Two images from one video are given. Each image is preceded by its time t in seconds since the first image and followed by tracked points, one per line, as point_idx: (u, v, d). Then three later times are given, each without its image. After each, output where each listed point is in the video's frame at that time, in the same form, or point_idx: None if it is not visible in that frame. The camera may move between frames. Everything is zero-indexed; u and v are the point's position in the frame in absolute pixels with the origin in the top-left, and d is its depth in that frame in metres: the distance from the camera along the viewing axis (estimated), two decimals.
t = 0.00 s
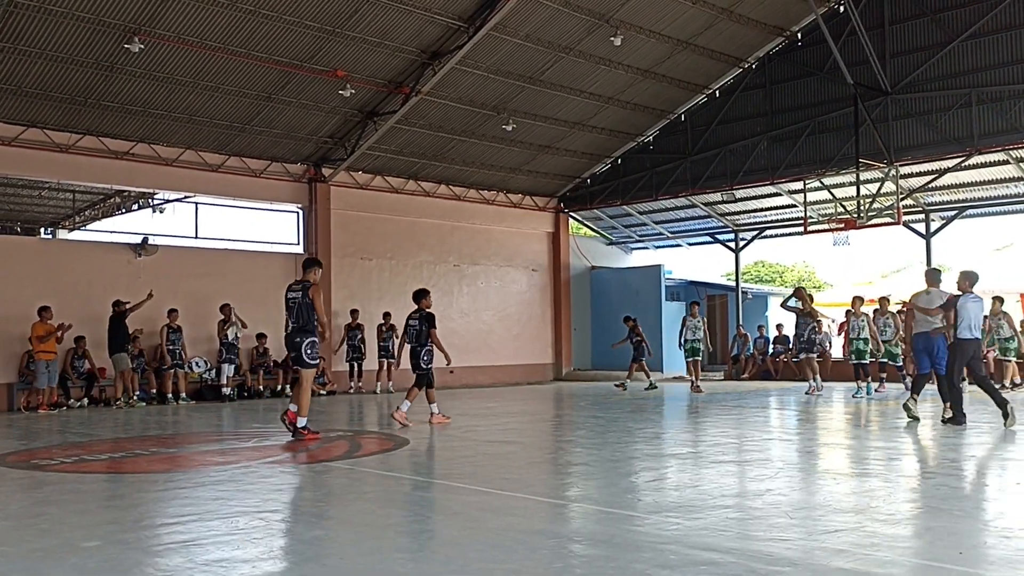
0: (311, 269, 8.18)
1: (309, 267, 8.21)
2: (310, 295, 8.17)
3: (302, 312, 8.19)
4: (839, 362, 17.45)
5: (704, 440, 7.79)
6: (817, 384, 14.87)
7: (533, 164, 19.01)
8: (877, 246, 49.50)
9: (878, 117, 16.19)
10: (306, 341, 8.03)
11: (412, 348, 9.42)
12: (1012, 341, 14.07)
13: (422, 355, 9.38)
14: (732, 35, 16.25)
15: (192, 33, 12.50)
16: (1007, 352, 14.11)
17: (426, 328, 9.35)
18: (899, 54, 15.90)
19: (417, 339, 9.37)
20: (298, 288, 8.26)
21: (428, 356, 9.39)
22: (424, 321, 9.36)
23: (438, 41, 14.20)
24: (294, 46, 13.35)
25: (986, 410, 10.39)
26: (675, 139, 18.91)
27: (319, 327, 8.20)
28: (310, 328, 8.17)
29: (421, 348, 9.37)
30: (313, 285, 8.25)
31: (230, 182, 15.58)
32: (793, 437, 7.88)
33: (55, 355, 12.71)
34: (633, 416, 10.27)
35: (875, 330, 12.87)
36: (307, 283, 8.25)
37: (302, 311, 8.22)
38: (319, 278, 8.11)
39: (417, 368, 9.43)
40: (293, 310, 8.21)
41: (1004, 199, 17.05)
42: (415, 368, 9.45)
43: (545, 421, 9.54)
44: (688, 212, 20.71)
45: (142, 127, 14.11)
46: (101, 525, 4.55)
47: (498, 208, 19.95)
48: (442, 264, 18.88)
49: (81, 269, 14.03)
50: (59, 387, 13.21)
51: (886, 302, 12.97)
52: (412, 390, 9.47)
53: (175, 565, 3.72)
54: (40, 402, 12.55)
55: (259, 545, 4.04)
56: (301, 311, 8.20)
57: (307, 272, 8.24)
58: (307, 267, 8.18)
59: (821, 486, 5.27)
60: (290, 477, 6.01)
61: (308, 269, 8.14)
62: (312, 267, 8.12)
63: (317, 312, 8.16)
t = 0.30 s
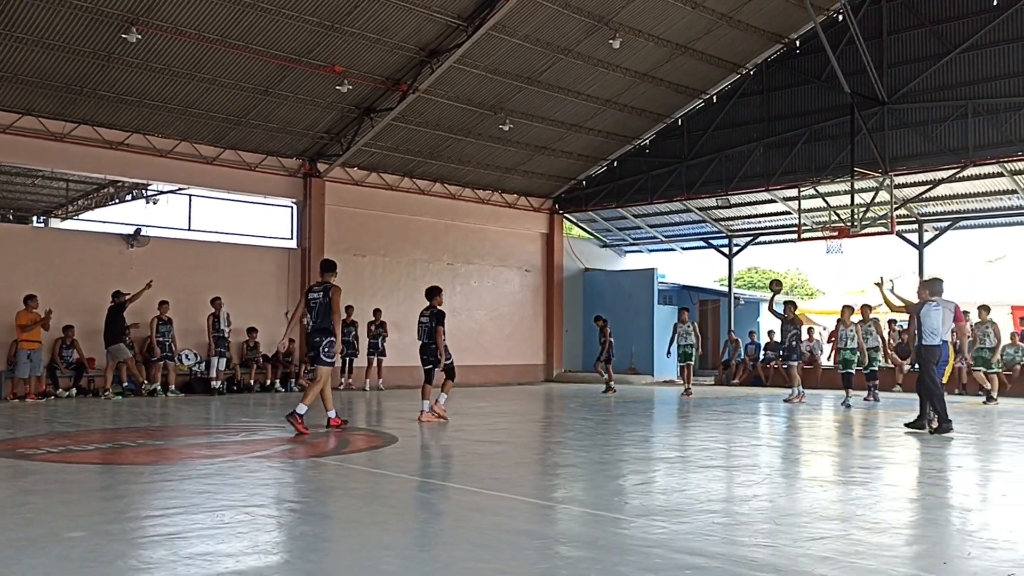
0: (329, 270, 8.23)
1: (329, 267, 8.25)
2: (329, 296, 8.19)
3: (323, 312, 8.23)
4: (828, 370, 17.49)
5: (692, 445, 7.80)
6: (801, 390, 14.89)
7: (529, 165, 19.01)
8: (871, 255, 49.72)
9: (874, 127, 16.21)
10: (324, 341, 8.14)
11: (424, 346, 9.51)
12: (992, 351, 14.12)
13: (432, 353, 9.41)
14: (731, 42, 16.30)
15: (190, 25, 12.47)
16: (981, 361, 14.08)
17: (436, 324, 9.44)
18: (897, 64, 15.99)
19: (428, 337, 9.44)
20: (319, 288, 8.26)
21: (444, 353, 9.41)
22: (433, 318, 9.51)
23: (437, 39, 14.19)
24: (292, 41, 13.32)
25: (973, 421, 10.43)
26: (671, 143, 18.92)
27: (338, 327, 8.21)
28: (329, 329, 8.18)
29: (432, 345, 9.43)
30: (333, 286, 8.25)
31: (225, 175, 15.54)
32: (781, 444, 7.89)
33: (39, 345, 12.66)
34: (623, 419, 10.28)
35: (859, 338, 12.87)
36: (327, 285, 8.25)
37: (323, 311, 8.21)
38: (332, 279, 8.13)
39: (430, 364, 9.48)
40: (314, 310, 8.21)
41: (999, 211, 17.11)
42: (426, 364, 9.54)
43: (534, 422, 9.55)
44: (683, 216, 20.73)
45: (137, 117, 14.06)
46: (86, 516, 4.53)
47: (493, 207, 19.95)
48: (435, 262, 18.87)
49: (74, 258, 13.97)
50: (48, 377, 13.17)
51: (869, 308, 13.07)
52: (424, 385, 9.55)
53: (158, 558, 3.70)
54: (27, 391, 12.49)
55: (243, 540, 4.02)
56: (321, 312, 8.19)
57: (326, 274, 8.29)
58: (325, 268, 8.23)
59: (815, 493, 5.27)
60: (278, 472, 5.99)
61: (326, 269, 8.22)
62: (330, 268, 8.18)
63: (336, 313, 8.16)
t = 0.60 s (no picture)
0: (321, 273, 8.54)
1: (320, 270, 8.54)
2: (320, 298, 8.49)
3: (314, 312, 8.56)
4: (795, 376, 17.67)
5: (660, 449, 7.85)
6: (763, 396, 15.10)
7: (502, 168, 19.03)
8: (841, 262, 50.39)
9: (844, 137, 16.41)
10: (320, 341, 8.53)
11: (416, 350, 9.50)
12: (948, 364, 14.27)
13: (425, 358, 9.42)
14: (705, 49, 16.45)
15: (162, 22, 12.35)
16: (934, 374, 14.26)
17: (429, 330, 9.42)
18: (867, 75, 16.21)
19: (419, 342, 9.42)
20: (311, 290, 8.57)
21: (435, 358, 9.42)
22: (426, 323, 9.44)
23: (412, 40, 14.16)
24: (266, 39, 13.23)
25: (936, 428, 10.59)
26: (645, 149, 19.04)
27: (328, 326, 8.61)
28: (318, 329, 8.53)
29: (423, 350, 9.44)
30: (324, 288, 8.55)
31: (196, 173, 15.42)
32: (748, 449, 7.96)
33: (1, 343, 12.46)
34: (593, 423, 10.31)
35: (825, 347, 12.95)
36: (318, 286, 8.56)
37: (312, 312, 8.55)
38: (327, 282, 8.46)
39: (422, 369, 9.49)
40: (304, 311, 8.54)
41: (965, 222, 17.39)
42: (417, 368, 9.57)
43: (503, 426, 9.55)
44: (655, 221, 20.86)
45: (107, 114, 13.91)
46: (47, 518, 4.46)
47: (467, 210, 19.94)
48: (408, 264, 18.82)
49: (41, 254, 13.77)
50: (12, 375, 12.97)
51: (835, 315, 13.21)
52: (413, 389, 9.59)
53: (119, 561, 3.66)
54: None
55: (206, 543, 3.98)
56: (311, 312, 8.52)
57: (317, 275, 8.59)
58: (317, 270, 8.54)
59: (781, 499, 5.33)
60: (244, 474, 5.94)
61: (318, 272, 8.51)
62: (322, 271, 8.50)
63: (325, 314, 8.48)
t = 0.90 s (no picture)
0: (311, 281, 8.60)
1: (309, 278, 8.59)
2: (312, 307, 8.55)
3: (305, 321, 8.59)
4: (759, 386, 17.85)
5: (623, 457, 7.91)
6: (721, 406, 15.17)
7: (470, 174, 19.05)
8: (804, 272, 51.12)
9: (808, 148, 16.66)
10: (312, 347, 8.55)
11: (401, 355, 9.56)
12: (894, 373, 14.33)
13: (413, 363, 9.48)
14: (672, 60, 16.64)
15: (127, 21, 12.22)
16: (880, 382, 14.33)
17: (414, 335, 9.50)
18: (831, 88, 16.50)
19: (405, 346, 9.50)
20: (300, 299, 8.60)
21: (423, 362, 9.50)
22: (411, 329, 9.53)
23: (381, 45, 14.14)
24: (233, 41, 13.13)
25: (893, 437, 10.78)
26: (612, 157, 19.18)
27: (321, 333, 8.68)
28: (311, 337, 8.58)
29: (410, 354, 9.48)
30: (313, 297, 8.61)
31: (160, 174, 15.24)
32: (709, 457, 8.05)
33: None
34: (558, 430, 10.35)
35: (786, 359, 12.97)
36: (308, 295, 8.62)
37: (303, 321, 8.58)
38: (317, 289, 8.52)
39: (408, 375, 9.54)
40: (295, 320, 8.56)
41: (924, 235, 17.73)
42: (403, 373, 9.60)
43: (467, 432, 9.56)
44: (622, 229, 21.01)
45: (69, 113, 13.71)
46: None
47: (434, 215, 19.93)
48: (374, 268, 18.75)
49: None
50: None
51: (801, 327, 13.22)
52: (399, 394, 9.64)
53: (73, 568, 3.61)
54: None
55: (162, 550, 3.94)
56: (302, 321, 8.56)
57: (306, 284, 8.63)
58: (307, 279, 8.57)
59: (741, 507, 5.40)
60: (204, 480, 5.89)
61: (308, 280, 8.56)
62: (312, 280, 8.55)
63: (317, 322, 8.57)
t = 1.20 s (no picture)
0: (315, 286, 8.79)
1: (312, 283, 8.80)
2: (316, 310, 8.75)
3: (308, 323, 8.74)
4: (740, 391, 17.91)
5: (604, 462, 7.96)
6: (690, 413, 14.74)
7: (453, 178, 19.07)
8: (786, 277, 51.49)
9: (789, 155, 16.80)
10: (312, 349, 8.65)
11: (400, 360, 9.58)
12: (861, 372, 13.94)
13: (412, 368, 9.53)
14: (655, 66, 16.73)
15: (110, 21, 12.16)
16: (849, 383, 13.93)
17: (414, 340, 9.51)
18: (812, 96, 16.65)
19: (405, 351, 9.52)
20: (304, 302, 8.77)
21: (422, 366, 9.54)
22: (410, 333, 9.54)
23: (366, 48, 14.14)
24: (216, 43, 13.09)
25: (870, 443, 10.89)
26: (595, 162, 19.26)
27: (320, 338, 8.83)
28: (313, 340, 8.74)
29: (409, 360, 9.51)
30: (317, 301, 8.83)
31: (142, 175, 15.17)
32: (689, 463, 8.09)
33: None
34: (539, 435, 10.38)
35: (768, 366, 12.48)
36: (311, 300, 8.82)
37: (306, 324, 8.74)
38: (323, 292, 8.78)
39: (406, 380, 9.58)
40: (300, 323, 8.70)
41: (903, 242, 17.92)
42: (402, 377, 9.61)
43: (448, 436, 9.58)
44: (604, 234, 21.10)
45: (50, 113, 13.63)
46: None
47: (417, 218, 19.93)
48: (357, 271, 18.73)
49: None
50: None
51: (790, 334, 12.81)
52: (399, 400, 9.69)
53: (51, 573, 3.61)
54: None
55: (140, 555, 3.95)
56: (306, 325, 8.71)
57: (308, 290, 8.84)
58: (311, 284, 8.78)
59: (722, 513, 5.44)
60: (183, 484, 5.88)
61: (311, 285, 8.76)
62: (316, 284, 8.75)
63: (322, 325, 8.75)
